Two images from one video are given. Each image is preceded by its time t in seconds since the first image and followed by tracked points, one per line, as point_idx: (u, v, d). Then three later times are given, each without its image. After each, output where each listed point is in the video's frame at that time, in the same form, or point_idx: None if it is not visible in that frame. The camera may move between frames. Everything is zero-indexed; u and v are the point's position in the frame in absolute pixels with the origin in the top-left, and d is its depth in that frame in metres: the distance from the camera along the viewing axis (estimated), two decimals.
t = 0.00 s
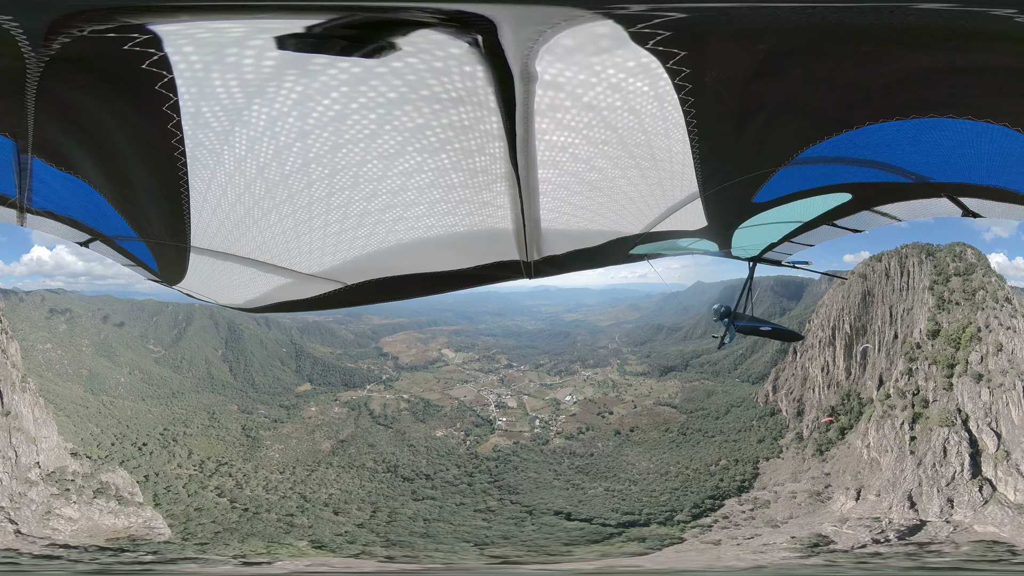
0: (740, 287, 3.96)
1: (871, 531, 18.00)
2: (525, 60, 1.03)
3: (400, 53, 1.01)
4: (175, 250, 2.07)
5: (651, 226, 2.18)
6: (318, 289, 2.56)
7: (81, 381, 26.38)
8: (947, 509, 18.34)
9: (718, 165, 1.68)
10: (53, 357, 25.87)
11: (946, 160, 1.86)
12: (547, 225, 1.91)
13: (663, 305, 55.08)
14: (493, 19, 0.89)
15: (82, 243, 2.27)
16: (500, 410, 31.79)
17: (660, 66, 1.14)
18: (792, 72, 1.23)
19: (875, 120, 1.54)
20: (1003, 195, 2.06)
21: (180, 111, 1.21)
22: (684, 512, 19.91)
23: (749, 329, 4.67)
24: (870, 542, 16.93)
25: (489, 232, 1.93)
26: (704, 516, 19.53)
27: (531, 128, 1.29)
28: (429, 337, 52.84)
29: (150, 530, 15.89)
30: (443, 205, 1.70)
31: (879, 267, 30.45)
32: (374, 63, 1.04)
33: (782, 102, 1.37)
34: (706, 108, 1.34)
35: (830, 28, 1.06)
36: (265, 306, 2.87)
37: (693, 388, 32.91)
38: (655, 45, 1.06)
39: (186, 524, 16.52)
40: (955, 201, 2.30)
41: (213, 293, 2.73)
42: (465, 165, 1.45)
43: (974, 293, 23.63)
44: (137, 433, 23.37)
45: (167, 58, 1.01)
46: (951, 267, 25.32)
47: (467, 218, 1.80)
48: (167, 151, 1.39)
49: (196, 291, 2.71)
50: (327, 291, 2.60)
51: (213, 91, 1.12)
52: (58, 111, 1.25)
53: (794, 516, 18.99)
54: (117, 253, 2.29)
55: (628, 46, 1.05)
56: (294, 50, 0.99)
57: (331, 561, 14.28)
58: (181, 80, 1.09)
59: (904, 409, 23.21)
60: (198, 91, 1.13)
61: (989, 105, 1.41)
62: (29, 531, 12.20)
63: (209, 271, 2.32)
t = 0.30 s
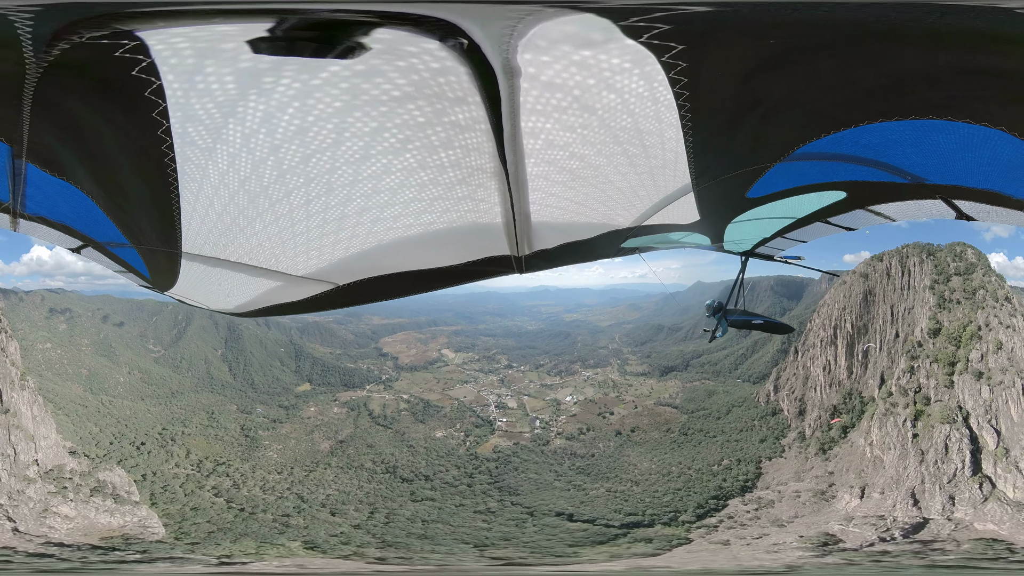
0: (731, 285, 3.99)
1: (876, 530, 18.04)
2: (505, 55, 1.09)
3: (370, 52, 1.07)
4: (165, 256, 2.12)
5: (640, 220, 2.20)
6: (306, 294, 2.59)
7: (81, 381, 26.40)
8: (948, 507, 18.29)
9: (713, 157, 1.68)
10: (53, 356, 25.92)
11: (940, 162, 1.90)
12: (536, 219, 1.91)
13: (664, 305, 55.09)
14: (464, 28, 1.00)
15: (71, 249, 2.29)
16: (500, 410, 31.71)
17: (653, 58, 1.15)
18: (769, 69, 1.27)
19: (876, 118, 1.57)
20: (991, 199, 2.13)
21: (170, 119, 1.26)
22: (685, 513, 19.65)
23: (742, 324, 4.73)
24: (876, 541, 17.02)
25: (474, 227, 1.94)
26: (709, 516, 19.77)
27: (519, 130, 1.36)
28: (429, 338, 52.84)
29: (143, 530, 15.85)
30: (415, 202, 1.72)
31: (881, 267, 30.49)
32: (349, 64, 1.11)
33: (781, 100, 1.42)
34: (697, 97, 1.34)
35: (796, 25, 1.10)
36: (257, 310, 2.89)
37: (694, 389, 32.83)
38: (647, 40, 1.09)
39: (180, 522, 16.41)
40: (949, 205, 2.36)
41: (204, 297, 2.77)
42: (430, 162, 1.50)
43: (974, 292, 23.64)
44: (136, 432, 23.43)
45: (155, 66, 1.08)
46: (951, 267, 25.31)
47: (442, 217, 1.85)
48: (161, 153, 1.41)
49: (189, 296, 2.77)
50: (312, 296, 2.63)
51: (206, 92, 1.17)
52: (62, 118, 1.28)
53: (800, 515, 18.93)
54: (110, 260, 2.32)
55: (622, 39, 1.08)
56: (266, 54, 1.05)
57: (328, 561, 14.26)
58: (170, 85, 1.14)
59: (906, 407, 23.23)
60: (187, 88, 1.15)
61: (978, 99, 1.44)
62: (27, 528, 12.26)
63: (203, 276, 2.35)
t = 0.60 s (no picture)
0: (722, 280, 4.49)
1: (882, 528, 18.41)
2: (488, 45, 1.45)
3: (331, 48, 1.45)
4: (154, 260, 2.78)
5: (634, 210, 2.79)
6: (294, 290, 3.27)
7: (81, 380, 26.41)
8: (950, 505, 18.54)
9: (714, 144, 2.14)
10: (52, 355, 26.01)
11: (924, 166, 2.38)
12: (527, 207, 2.46)
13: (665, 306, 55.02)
14: (433, 23, 1.36)
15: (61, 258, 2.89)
16: (500, 411, 31.65)
17: (665, 53, 1.55)
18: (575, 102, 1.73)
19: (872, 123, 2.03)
20: (977, 205, 2.65)
21: (149, 123, 1.74)
22: (693, 513, 20.06)
23: (734, 319, 5.10)
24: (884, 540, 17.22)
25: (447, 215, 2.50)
26: (713, 517, 19.69)
27: (506, 113, 1.75)
28: (429, 338, 52.82)
29: (137, 530, 15.77)
30: (386, 197, 2.29)
31: (882, 267, 30.49)
32: (314, 59, 1.50)
33: (801, 91, 1.81)
34: (701, 95, 1.78)
35: (561, 78, 1.61)
36: (243, 310, 3.61)
37: (694, 388, 32.77)
38: (666, 31, 1.45)
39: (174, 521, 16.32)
40: (941, 210, 2.92)
41: (194, 300, 3.48)
42: (386, 155, 2.00)
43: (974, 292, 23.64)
44: (134, 432, 23.43)
45: (129, 70, 1.49)
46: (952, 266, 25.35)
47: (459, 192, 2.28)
48: (146, 175, 2.03)
49: (171, 298, 3.49)
50: (306, 290, 3.29)
51: (167, 113, 1.68)
52: (58, 147, 1.86)
53: (805, 514, 18.86)
54: (94, 264, 2.92)
55: (657, 44, 1.50)
56: (225, 55, 1.44)
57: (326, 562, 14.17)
58: (143, 89, 1.57)
59: (908, 404, 23.20)
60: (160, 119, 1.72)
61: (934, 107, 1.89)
62: (25, 526, 12.07)
63: (189, 278, 3.04)
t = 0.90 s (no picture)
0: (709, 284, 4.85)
1: (886, 526, 17.91)
2: (473, 42, 1.51)
3: (308, 48, 1.53)
4: (140, 263, 2.88)
5: (624, 208, 2.85)
6: (286, 288, 3.32)
7: (80, 380, 26.43)
8: (951, 502, 18.37)
9: (714, 138, 2.21)
10: (52, 355, 26.05)
11: (910, 165, 2.47)
12: (515, 204, 2.51)
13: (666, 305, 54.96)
14: (421, 25, 1.44)
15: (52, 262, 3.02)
16: (500, 412, 31.53)
17: (664, 51, 1.63)
18: (526, 112, 1.86)
19: (857, 127, 2.16)
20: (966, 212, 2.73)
21: (133, 125, 1.84)
22: (696, 514, 19.93)
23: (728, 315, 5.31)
24: (889, 538, 16.80)
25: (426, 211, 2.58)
26: (718, 517, 19.58)
27: (493, 110, 1.81)
28: (429, 338, 52.77)
29: (130, 527, 15.67)
30: (362, 195, 2.40)
31: (883, 266, 30.47)
32: (293, 57, 1.57)
33: (792, 93, 1.92)
34: (692, 95, 1.90)
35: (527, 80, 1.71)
36: (231, 309, 3.69)
37: (695, 388, 32.69)
38: (667, 31, 1.53)
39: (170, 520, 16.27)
40: (929, 212, 2.97)
41: (180, 300, 3.57)
42: (356, 161, 2.15)
43: (974, 291, 23.69)
44: (132, 431, 23.44)
45: (110, 71, 1.57)
46: (953, 266, 25.37)
47: (448, 190, 2.37)
48: (129, 177, 2.12)
49: (160, 298, 3.59)
50: (294, 288, 3.34)
51: (157, 112, 1.78)
52: (46, 152, 1.98)
53: (810, 514, 18.78)
54: (83, 267, 3.03)
55: (658, 45, 1.60)
56: (203, 56, 1.53)
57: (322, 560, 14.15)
58: (126, 93, 1.67)
59: (910, 402, 23.17)
60: (147, 122, 1.83)
61: (923, 107, 1.97)
62: (20, 523, 12.01)
63: (177, 281, 3.15)
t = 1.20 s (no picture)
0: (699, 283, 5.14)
1: (889, 524, 18.31)
2: (463, 42, 1.51)
3: (295, 48, 1.53)
4: (129, 263, 2.96)
5: (614, 210, 2.99)
6: (277, 285, 3.37)
7: (79, 379, 26.41)
8: (951, 500, 18.62)
9: (705, 137, 2.25)
10: (52, 355, 26.09)
11: (900, 165, 2.50)
12: (502, 206, 2.57)
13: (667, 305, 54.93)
14: (419, 27, 1.45)
15: (40, 263, 3.10)
16: (500, 412, 31.45)
17: (655, 51, 1.64)
18: (505, 119, 1.89)
19: (848, 127, 2.20)
20: (957, 209, 2.77)
21: (121, 126, 1.85)
22: (701, 513, 19.76)
23: (709, 317, 5.78)
24: (893, 536, 17.11)
25: (408, 217, 2.68)
26: (724, 516, 19.58)
27: (483, 109, 1.82)
28: (429, 338, 52.75)
29: (126, 527, 15.64)
30: (349, 193, 2.43)
31: (884, 267, 30.51)
32: (281, 57, 1.58)
33: (778, 94, 1.95)
34: (681, 96, 1.92)
35: (508, 87, 1.73)
36: (219, 309, 3.76)
37: (697, 388, 32.61)
38: (659, 31, 1.54)
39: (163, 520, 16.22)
40: (918, 213, 3.03)
41: (169, 299, 3.65)
42: (336, 170, 2.25)
43: (974, 291, 23.77)
44: (131, 430, 23.44)
45: (98, 73, 1.58)
46: (953, 265, 25.53)
47: (434, 191, 2.42)
48: (118, 179, 2.16)
49: (149, 298, 3.69)
50: (283, 286, 3.39)
51: (146, 111, 1.78)
52: (36, 156, 2.02)
53: (814, 513, 18.86)
54: (74, 268, 3.13)
55: (647, 45, 1.61)
56: (192, 56, 1.53)
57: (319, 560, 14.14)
58: (114, 93, 1.68)
59: (911, 400, 23.19)
60: (136, 126, 1.86)
61: (912, 109, 2.00)
62: (18, 523, 11.99)
63: (168, 281, 3.25)
